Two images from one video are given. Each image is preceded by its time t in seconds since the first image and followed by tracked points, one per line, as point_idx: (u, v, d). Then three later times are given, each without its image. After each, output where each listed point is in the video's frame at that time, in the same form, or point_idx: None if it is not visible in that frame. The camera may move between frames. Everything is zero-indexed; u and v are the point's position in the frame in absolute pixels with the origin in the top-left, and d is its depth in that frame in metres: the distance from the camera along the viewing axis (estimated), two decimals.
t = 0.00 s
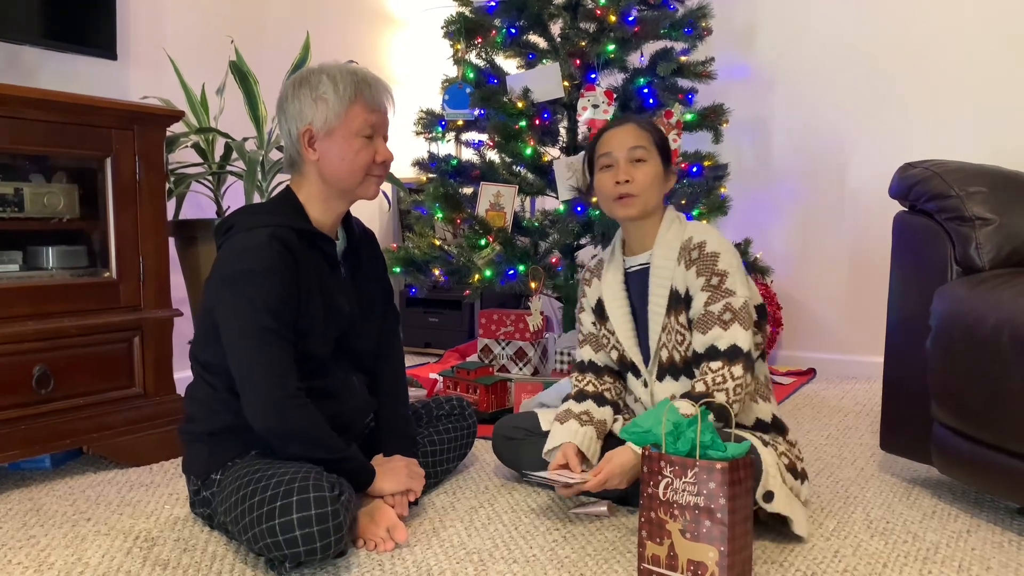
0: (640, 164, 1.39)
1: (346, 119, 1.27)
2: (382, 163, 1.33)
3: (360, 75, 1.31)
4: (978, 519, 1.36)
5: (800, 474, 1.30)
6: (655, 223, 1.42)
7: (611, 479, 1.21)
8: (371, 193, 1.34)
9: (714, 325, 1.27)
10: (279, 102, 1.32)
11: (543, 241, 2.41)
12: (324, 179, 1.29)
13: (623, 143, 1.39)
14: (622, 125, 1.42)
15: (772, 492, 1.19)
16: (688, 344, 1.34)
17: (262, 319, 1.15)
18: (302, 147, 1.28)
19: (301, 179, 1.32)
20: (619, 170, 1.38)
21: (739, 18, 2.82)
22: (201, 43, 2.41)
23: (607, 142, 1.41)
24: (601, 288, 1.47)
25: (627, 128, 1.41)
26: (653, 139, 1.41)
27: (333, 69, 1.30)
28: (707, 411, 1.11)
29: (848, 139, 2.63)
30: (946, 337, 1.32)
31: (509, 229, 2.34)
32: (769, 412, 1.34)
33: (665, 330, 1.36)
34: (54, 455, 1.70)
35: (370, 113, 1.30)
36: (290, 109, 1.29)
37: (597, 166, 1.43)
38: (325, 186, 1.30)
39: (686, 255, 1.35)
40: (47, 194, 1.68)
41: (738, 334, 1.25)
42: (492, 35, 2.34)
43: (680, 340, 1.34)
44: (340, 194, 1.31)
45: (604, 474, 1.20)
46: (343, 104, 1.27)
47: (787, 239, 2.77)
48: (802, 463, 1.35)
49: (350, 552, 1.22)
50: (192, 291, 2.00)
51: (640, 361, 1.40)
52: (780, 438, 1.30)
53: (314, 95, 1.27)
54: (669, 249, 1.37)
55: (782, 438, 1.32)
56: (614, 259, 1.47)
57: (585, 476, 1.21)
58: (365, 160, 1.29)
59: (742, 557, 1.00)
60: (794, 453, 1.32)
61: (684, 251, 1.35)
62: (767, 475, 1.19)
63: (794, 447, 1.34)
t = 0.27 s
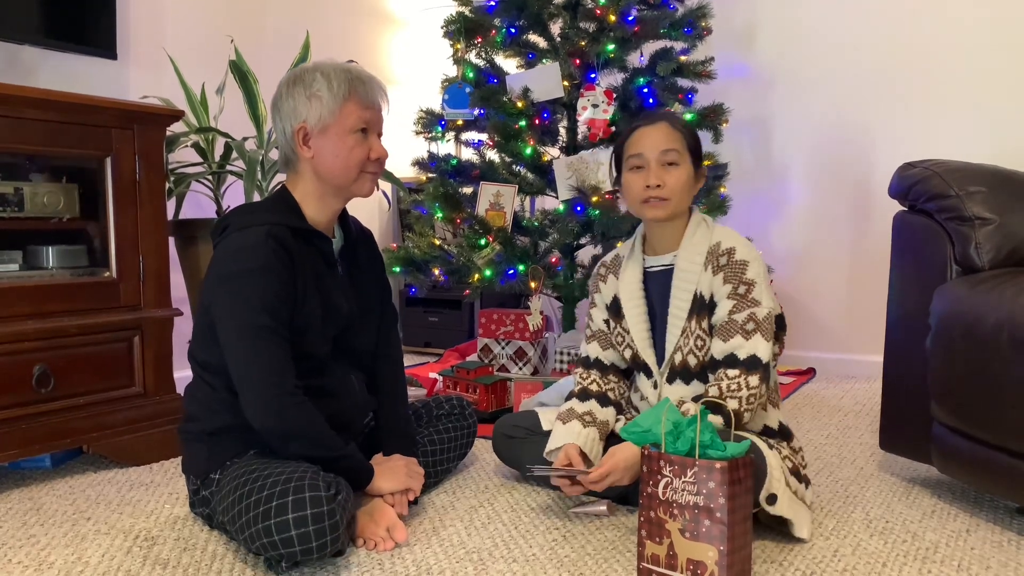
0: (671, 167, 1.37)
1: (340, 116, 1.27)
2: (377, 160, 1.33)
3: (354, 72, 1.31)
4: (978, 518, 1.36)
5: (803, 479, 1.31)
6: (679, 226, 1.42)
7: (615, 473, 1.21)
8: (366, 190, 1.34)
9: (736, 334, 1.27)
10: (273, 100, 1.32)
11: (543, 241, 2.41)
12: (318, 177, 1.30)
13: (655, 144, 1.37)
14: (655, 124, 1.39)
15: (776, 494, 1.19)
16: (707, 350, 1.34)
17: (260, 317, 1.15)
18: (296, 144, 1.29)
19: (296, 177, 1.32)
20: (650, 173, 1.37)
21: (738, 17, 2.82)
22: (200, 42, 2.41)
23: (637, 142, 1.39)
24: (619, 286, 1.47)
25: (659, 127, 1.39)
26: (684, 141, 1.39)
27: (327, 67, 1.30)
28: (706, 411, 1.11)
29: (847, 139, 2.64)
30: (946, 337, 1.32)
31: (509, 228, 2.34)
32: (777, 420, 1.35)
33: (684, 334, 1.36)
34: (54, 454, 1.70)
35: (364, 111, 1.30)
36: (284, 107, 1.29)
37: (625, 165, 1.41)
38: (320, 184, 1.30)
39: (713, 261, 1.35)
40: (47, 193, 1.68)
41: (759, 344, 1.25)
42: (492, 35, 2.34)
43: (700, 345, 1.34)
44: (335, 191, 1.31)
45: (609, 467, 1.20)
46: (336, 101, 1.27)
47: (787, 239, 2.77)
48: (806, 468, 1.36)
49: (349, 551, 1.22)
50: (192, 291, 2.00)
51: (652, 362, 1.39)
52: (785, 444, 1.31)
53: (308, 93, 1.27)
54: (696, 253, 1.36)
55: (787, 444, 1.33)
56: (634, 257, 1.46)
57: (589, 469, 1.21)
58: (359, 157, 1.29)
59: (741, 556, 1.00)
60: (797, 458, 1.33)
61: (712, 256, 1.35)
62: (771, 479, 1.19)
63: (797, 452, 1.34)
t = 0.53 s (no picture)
0: (682, 166, 1.37)
1: (339, 113, 1.28)
2: (376, 157, 1.33)
3: (352, 69, 1.31)
4: (978, 517, 1.36)
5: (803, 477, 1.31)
6: (688, 225, 1.43)
7: (613, 468, 1.21)
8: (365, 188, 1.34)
9: (739, 334, 1.27)
10: (272, 98, 1.32)
11: (544, 239, 2.41)
12: (318, 174, 1.29)
13: (666, 142, 1.37)
14: (667, 121, 1.39)
15: (774, 491, 1.19)
16: (710, 349, 1.34)
17: (259, 315, 1.15)
18: (296, 142, 1.29)
19: (296, 175, 1.32)
20: (660, 170, 1.36)
21: (739, 15, 2.82)
22: (201, 40, 2.41)
23: (648, 140, 1.39)
24: (625, 282, 1.47)
25: (671, 125, 1.38)
26: (696, 139, 1.39)
27: (326, 64, 1.30)
28: (706, 409, 1.11)
29: (848, 137, 2.63)
30: (946, 335, 1.32)
31: (509, 226, 2.34)
32: (778, 420, 1.35)
33: (688, 332, 1.35)
34: (55, 452, 1.71)
35: (363, 108, 1.30)
36: (284, 105, 1.29)
37: (636, 162, 1.41)
38: (320, 181, 1.30)
39: (720, 260, 1.35)
40: (47, 192, 1.68)
41: (762, 345, 1.25)
42: (493, 33, 2.35)
43: (703, 343, 1.34)
44: (334, 189, 1.31)
45: (608, 461, 1.21)
46: (335, 98, 1.27)
47: (787, 237, 2.77)
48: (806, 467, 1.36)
49: (351, 549, 1.22)
50: (192, 289, 2.00)
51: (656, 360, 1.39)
52: (785, 442, 1.31)
53: (307, 90, 1.27)
54: (703, 252, 1.36)
55: (787, 443, 1.33)
56: (641, 253, 1.47)
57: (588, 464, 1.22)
58: (359, 154, 1.29)
59: (741, 555, 1.00)
60: (797, 457, 1.33)
61: (718, 256, 1.35)
62: (770, 475, 1.19)
63: (797, 451, 1.35)
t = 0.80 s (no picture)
0: (685, 167, 1.37)
1: (341, 113, 1.28)
2: (377, 157, 1.33)
3: (354, 70, 1.32)
4: (980, 518, 1.36)
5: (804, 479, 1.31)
6: (690, 226, 1.42)
7: (614, 470, 1.21)
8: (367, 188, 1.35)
9: (740, 335, 1.27)
10: (274, 99, 1.32)
11: (545, 240, 2.41)
12: (320, 174, 1.30)
13: (669, 143, 1.37)
14: (670, 122, 1.39)
15: (773, 491, 1.19)
16: (712, 350, 1.34)
17: (262, 315, 1.15)
18: (298, 142, 1.29)
19: (298, 175, 1.32)
20: (662, 172, 1.37)
21: (740, 16, 2.82)
22: (202, 41, 2.41)
23: (651, 141, 1.39)
24: (627, 283, 1.46)
25: (674, 126, 1.38)
26: (698, 139, 1.39)
27: (328, 65, 1.31)
28: (708, 410, 1.11)
29: (849, 138, 2.63)
30: (948, 337, 1.32)
31: (510, 227, 2.33)
32: (780, 421, 1.35)
33: (690, 333, 1.35)
34: (56, 453, 1.71)
35: (365, 108, 1.31)
36: (286, 106, 1.29)
37: (638, 163, 1.41)
38: (322, 181, 1.31)
39: (722, 261, 1.35)
40: (49, 192, 1.68)
41: (763, 346, 1.25)
42: (494, 34, 2.34)
43: (705, 344, 1.34)
44: (336, 189, 1.32)
45: (609, 464, 1.21)
46: (337, 98, 1.28)
47: (788, 238, 2.77)
48: (807, 469, 1.36)
49: (352, 550, 1.22)
50: (193, 290, 2.01)
51: (658, 361, 1.40)
52: (785, 443, 1.31)
53: (309, 91, 1.28)
54: (705, 253, 1.36)
55: (788, 445, 1.34)
56: (643, 254, 1.47)
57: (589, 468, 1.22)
58: (360, 154, 1.29)
59: (742, 556, 1.00)
60: (798, 459, 1.33)
61: (720, 257, 1.35)
62: (770, 475, 1.19)
63: (798, 453, 1.34)
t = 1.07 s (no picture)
0: (681, 169, 1.37)
1: (341, 114, 1.28)
2: (378, 157, 1.33)
3: (354, 70, 1.32)
4: (980, 520, 1.35)
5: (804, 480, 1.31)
6: (686, 228, 1.42)
7: (611, 468, 1.21)
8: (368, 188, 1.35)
9: (738, 335, 1.27)
10: (275, 99, 1.32)
11: (546, 241, 2.41)
12: (320, 175, 1.30)
13: (664, 145, 1.37)
14: (665, 125, 1.39)
15: (772, 490, 1.18)
16: (709, 351, 1.34)
17: (263, 315, 1.15)
18: (298, 143, 1.29)
19: (298, 176, 1.32)
20: (659, 174, 1.36)
21: (741, 18, 2.82)
22: (203, 42, 2.41)
23: (647, 143, 1.39)
24: (625, 285, 1.47)
25: (669, 128, 1.39)
26: (694, 141, 1.39)
27: (328, 65, 1.31)
28: (707, 411, 1.11)
29: (850, 139, 2.63)
30: (948, 339, 1.32)
31: (510, 228, 2.33)
32: (779, 421, 1.35)
33: (688, 334, 1.35)
34: (56, 453, 1.71)
35: (365, 108, 1.31)
36: (286, 106, 1.29)
37: (634, 166, 1.41)
38: (322, 182, 1.31)
39: (719, 263, 1.35)
40: (50, 192, 1.68)
41: (761, 346, 1.25)
42: (495, 35, 2.34)
43: (703, 345, 1.34)
44: (336, 189, 1.32)
45: (606, 462, 1.21)
46: (338, 99, 1.28)
47: (789, 239, 2.77)
48: (807, 470, 1.36)
49: (353, 550, 1.22)
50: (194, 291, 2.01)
51: (657, 363, 1.39)
52: (786, 444, 1.31)
53: (309, 91, 1.28)
54: (702, 255, 1.36)
55: (788, 445, 1.34)
56: (640, 256, 1.47)
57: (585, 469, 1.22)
58: (361, 154, 1.29)
59: (742, 557, 1.00)
60: (798, 460, 1.33)
61: (717, 258, 1.35)
62: (768, 475, 1.18)
63: (798, 454, 1.34)
